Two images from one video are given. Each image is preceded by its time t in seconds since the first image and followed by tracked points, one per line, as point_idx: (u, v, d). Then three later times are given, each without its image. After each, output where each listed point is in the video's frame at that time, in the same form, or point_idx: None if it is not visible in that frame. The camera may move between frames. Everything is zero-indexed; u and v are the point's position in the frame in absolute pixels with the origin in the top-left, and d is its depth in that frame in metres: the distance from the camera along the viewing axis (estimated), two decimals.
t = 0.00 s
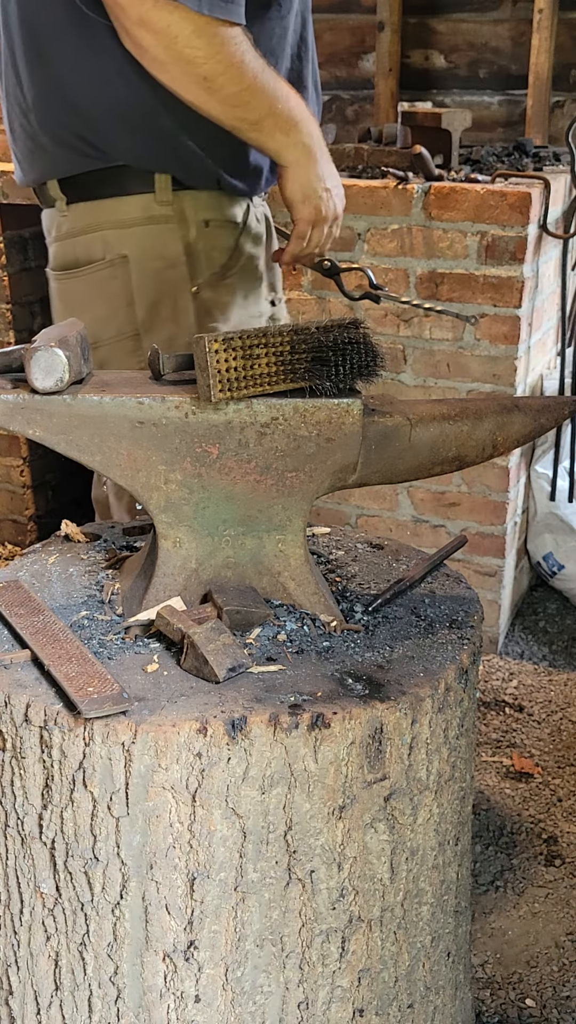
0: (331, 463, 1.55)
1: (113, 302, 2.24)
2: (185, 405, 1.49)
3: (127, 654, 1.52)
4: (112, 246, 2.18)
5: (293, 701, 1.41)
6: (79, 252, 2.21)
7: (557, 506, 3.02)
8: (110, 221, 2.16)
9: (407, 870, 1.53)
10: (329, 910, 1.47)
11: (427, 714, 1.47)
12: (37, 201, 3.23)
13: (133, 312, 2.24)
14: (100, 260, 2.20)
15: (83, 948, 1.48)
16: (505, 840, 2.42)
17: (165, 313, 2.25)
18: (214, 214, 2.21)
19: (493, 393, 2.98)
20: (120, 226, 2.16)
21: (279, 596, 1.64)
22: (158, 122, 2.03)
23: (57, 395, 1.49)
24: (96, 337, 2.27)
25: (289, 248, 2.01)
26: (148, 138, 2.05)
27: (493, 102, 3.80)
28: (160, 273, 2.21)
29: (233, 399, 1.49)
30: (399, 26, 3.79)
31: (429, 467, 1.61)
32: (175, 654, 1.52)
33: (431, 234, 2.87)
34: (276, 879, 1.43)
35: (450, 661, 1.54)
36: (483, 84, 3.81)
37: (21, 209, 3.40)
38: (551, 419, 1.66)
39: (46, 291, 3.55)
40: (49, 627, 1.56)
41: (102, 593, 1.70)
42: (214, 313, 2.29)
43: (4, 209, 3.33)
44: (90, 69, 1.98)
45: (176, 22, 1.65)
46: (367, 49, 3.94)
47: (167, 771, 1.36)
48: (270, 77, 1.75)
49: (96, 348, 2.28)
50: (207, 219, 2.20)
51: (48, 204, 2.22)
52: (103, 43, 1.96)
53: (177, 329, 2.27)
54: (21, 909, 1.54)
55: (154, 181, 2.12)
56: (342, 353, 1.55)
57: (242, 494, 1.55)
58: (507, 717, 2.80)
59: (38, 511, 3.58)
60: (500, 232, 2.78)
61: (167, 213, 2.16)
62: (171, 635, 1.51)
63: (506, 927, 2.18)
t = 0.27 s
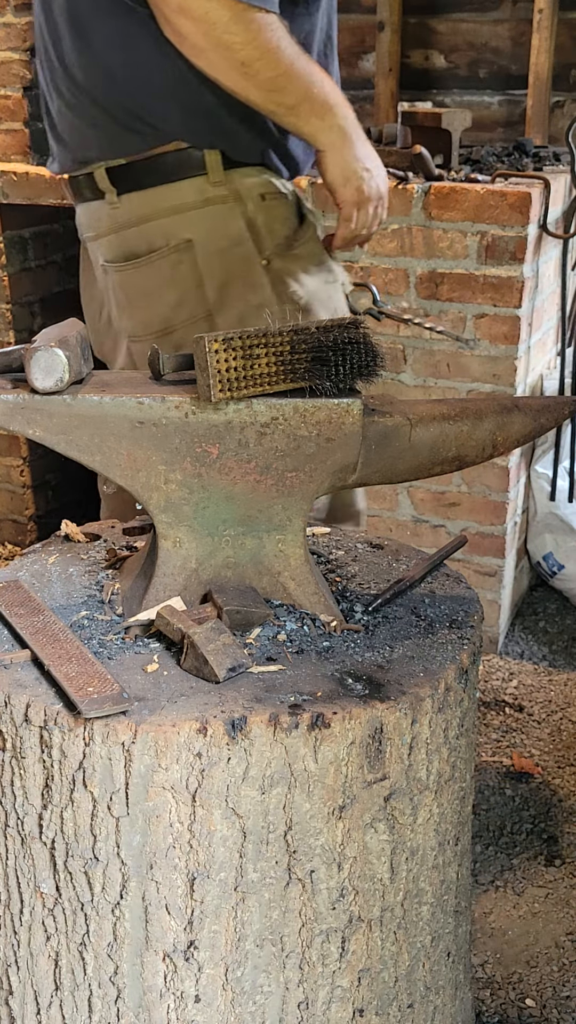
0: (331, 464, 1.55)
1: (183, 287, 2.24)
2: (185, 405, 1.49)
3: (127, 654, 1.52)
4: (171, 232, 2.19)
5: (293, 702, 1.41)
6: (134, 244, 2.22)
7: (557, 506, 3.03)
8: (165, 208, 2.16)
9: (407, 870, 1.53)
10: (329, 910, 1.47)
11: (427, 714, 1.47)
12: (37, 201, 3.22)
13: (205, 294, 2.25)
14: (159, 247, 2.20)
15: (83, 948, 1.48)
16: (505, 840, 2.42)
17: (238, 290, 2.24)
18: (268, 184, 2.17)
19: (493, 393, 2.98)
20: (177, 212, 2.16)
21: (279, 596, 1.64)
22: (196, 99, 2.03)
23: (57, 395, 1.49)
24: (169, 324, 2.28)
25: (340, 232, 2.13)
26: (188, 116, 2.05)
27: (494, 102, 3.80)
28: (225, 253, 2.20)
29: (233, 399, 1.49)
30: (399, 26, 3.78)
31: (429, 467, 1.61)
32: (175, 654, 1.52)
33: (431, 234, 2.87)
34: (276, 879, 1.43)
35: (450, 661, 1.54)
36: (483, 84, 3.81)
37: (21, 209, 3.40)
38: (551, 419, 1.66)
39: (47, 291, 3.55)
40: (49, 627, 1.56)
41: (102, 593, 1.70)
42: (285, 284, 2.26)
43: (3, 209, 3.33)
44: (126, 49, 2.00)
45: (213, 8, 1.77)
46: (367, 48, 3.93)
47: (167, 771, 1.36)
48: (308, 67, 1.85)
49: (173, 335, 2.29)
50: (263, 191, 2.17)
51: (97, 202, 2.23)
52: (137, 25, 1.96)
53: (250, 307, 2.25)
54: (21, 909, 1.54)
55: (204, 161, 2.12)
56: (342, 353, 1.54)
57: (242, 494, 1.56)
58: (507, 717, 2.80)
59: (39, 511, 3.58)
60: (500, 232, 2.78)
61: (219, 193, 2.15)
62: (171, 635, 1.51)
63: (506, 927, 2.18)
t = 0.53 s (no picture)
0: (331, 464, 1.55)
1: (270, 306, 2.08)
2: (185, 405, 1.49)
3: (127, 654, 1.52)
4: (259, 247, 2.03)
5: (293, 702, 1.41)
6: (213, 258, 2.08)
7: (557, 506, 3.03)
8: (252, 222, 2.01)
9: (407, 870, 1.53)
10: (329, 910, 1.47)
11: (427, 715, 1.47)
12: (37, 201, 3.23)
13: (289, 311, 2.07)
14: (245, 261, 2.05)
15: (83, 948, 1.48)
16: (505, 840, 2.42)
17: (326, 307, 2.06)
18: (350, 200, 2.02)
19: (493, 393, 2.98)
20: (262, 227, 2.01)
21: (278, 597, 1.64)
22: (295, 118, 1.90)
23: (57, 396, 1.49)
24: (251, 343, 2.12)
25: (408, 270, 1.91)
26: (282, 135, 1.92)
27: (494, 102, 3.79)
28: (315, 270, 2.04)
29: (232, 399, 1.49)
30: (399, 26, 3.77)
31: (429, 467, 1.61)
32: (175, 654, 1.52)
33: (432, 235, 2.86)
34: (276, 879, 1.43)
35: (450, 661, 1.54)
36: (483, 84, 3.81)
37: (21, 209, 3.40)
38: (551, 419, 1.66)
39: (47, 291, 3.55)
40: (49, 627, 1.56)
41: (102, 593, 1.70)
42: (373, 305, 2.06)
43: (3, 209, 3.34)
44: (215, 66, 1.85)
45: (298, 36, 1.68)
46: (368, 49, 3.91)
47: (167, 771, 1.36)
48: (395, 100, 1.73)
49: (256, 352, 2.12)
50: (349, 211, 2.01)
51: (175, 215, 2.08)
52: (231, 44, 1.82)
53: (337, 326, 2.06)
54: (21, 909, 1.54)
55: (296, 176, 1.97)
56: (342, 353, 1.54)
57: (242, 495, 1.56)
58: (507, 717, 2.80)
59: (39, 511, 3.58)
60: (500, 232, 2.78)
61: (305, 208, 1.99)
62: (171, 635, 1.51)
63: (506, 927, 2.18)
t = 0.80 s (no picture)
0: (331, 464, 1.55)
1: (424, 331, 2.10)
2: (185, 405, 1.49)
3: (127, 654, 1.52)
4: (411, 273, 2.02)
5: (293, 702, 1.41)
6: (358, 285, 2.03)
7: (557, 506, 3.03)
8: (406, 249, 1.98)
9: (407, 870, 1.53)
10: (329, 910, 1.47)
11: (427, 714, 1.47)
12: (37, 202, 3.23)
13: (440, 332, 2.11)
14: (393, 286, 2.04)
15: (83, 948, 1.48)
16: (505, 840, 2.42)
17: (477, 323, 2.11)
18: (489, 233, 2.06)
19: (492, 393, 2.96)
20: (420, 254, 2.00)
21: (278, 596, 1.63)
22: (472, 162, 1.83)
23: (57, 396, 1.49)
24: (403, 364, 2.14)
25: None
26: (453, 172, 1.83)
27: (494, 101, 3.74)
28: (466, 293, 2.07)
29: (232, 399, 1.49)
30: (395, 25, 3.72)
31: (429, 467, 1.61)
32: (175, 654, 1.52)
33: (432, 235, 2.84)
34: (276, 879, 1.43)
35: (450, 661, 1.54)
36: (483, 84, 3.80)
37: (21, 209, 3.40)
38: (551, 418, 1.66)
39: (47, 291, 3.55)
40: (49, 627, 1.56)
41: (102, 593, 1.70)
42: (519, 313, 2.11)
43: (3, 209, 3.33)
44: (384, 64, 1.41)
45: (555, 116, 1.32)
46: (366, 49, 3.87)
47: (167, 771, 1.36)
48: None
49: (407, 373, 2.15)
50: (486, 238, 2.06)
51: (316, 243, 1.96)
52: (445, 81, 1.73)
53: (487, 340, 2.13)
54: (21, 909, 1.54)
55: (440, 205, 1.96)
56: (342, 353, 1.54)
57: (242, 495, 1.56)
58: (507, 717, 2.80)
59: (39, 511, 3.58)
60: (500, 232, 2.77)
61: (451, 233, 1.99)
62: (170, 635, 1.51)
63: (506, 926, 2.18)
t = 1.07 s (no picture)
0: (331, 464, 1.55)
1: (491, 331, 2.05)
2: (185, 405, 1.49)
3: (127, 654, 1.52)
4: (490, 273, 2.01)
5: (293, 701, 1.41)
6: (433, 277, 2.05)
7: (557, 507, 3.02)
8: (484, 246, 1.99)
9: (407, 870, 1.53)
10: (329, 910, 1.47)
11: (427, 714, 1.47)
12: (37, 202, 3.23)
13: (511, 337, 2.05)
14: (472, 286, 2.03)
15: (83, 948, 1.48)
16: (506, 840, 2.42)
17: (547, 335, 2.05)
18: None
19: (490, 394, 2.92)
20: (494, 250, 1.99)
21: (278, 596, 1.63)
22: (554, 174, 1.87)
23: (57, 395, 1.49)
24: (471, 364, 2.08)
25: None
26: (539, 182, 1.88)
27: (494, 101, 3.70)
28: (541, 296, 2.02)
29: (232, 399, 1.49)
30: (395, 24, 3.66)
31: (429, 467, 1.61)
32: (175, 654, 1.52)
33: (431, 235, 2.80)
34: (276, 879, 1.43)
35: (450, 661, 1.54)
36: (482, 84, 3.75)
37: (21, 209, 3.40)
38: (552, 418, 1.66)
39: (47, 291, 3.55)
40: (49, 627, 1.56)
41: (102, 593, 1.70)
42: None
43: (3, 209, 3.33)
44: None
45: None
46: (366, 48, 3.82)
47: (167, 771, 1.36)
48: None
49: (472, 373, 2.09)
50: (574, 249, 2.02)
51: (400, 227, 2.02)
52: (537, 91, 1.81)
53: (554, 354, 2.07)
54: (21, 910, 1.54)
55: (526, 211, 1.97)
56: (342, 353, 1.54)
57: (242, 495, 1.56)
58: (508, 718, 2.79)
59: (39, 511, 3.58)
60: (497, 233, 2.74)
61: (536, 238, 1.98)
62: (170, 635, 1.51)
63: (507, 926, 2.18)
